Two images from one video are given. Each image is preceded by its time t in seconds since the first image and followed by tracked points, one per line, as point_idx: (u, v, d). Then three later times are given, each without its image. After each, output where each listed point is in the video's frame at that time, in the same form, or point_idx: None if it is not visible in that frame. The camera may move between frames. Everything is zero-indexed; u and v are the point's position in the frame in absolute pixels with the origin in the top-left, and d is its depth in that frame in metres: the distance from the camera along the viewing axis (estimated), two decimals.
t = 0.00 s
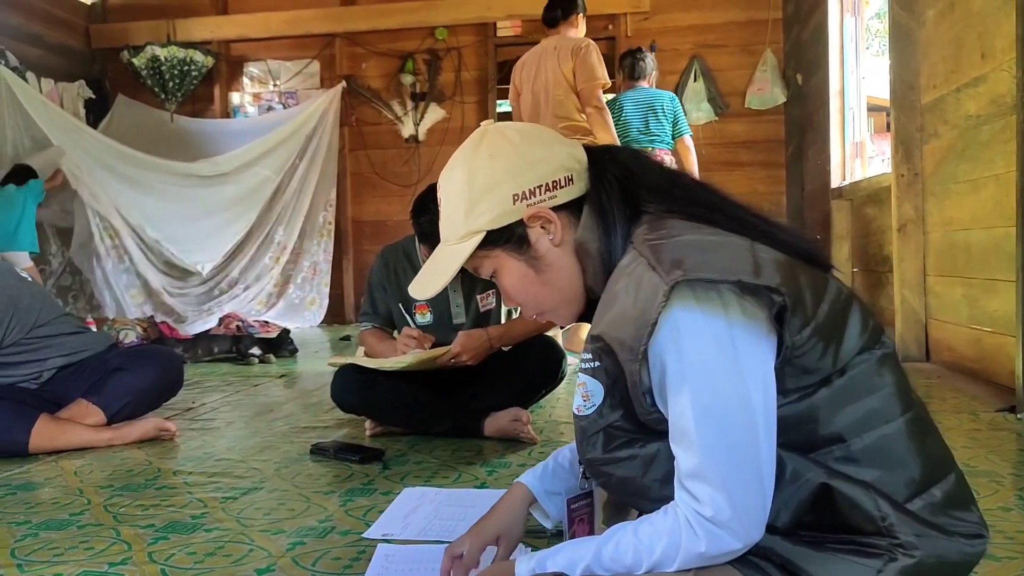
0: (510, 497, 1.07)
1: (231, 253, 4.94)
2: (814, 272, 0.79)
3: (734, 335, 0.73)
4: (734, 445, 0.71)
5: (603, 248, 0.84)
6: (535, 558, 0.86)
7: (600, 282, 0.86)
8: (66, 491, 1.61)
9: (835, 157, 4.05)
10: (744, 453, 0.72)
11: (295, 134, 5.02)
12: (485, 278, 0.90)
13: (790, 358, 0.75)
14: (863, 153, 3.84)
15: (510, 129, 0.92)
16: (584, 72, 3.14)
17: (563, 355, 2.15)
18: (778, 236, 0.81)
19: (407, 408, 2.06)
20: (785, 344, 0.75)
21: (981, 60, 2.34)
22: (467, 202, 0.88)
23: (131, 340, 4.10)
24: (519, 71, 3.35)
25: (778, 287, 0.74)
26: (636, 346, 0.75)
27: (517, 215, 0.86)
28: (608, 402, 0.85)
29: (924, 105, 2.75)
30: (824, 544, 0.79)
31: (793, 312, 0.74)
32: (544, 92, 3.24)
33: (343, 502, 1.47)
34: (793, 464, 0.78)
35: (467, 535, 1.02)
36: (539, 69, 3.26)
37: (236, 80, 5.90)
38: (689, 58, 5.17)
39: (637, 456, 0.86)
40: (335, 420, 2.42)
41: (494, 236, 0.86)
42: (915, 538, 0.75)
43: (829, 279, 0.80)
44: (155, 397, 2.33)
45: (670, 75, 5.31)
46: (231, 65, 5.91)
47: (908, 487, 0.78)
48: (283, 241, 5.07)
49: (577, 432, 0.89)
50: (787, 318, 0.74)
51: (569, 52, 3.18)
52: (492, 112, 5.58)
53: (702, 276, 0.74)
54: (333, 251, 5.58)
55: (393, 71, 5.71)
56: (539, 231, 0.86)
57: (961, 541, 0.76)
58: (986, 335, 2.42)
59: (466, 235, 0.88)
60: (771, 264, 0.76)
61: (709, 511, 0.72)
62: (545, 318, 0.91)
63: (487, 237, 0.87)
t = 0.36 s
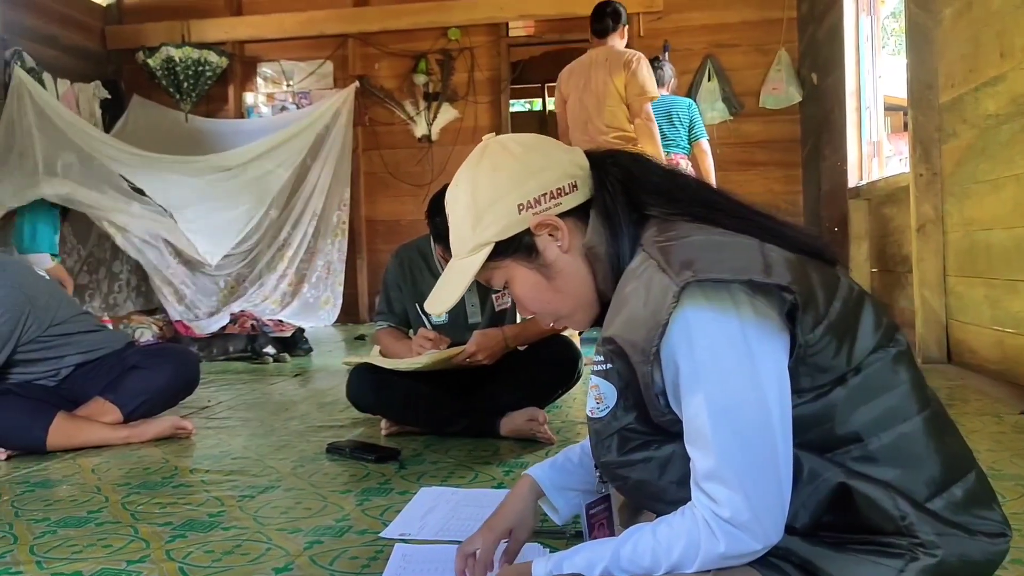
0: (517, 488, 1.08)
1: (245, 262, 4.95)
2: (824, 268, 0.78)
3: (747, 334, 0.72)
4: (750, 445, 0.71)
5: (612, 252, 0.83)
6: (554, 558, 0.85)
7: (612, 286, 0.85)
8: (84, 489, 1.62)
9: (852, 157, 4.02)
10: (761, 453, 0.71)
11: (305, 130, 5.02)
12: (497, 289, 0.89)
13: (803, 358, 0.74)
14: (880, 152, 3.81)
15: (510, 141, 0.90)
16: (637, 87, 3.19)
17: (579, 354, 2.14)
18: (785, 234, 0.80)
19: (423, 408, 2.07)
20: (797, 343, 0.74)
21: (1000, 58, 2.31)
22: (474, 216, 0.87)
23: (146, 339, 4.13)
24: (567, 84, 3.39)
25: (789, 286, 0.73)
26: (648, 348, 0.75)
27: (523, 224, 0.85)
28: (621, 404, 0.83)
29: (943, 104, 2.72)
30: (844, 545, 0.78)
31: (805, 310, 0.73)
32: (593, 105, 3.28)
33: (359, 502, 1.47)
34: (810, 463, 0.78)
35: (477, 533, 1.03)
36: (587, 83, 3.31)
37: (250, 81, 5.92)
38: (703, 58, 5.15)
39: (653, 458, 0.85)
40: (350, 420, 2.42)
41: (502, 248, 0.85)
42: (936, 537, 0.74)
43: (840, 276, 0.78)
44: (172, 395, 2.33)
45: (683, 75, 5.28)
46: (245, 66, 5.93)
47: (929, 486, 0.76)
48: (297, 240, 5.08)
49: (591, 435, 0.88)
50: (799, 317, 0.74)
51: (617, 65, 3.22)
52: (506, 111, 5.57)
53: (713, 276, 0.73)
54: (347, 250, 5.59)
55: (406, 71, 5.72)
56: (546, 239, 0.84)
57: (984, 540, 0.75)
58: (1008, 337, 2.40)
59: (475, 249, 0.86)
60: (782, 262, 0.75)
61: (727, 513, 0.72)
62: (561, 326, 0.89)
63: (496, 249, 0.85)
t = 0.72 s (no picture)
0: (544, 489, 1.08)
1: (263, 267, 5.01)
2: (864, 269, 0.78)
3: (783, 331, 0.72)
4: (775, 441, 0.71)
5: (648, 241, 0.84)
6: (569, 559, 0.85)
7: (647, 276, 0.86)
8: (102, 487, 1.64)
9: (868, 157, 4.00)
10: (785, 450, 0.71)
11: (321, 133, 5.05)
12: (532, 279, 0.90)
13: (838, 358, 0.74)
14: (897, 153, 3.78)
15: (544, 129, 0.91)
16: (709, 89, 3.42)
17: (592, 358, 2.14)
18: (823, 230, 0.79)
19: (436, 407, 2.07)
20: (834, 343, 0.74)
21: (1018, 58, 2.30)
22: (509, 204, 0.88)
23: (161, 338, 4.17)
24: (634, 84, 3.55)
25: (832, 283, 0.73)
26: (683, 340, 0.75)
27: (559, 214, 0.85)
28: (650, 394, 0.85)
29: (960, 103, 2.70)
30: (865, 550, 0.78)
31: (844, 309, 0.74)
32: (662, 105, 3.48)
33: (374, 501, 1.48)
34: (836, 467, 0.78)
35: (512, 533, 1.02)
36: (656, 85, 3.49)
37: (264, 82, 5.96)
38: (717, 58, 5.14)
39: (676, 451, 0.85)
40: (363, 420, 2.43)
41: (537, 237, 0.86)
42: (960, 547, 0.73)
43: (880, 278, 0.78)
44: (189, 394, 2.35)
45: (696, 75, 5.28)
46: (259, 67, 5.97)
47: (953, 494, 0.76)
48: (311, 241, 5.10)
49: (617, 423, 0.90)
50: (839, 316, 0.74)
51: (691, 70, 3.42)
52: (519, 112, 5.58)
53: (754, 270, 0.73)
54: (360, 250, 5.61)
55: (419, 71, 5.74)
56: (582, 228, 0.85)
57: (1008, 553, 0.74)
58: None
59: (510, 237, 0.87)
60: (824, 260, 0.75)
61: (746, 509, 0.72)
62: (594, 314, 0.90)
63: (531, 238, 0.86)
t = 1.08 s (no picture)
0: (577, 488, 1.10)
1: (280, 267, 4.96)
2: (917, 271, 0.78)
3: (828, 330, 0.72)
4: (802, 436, 0.72)
5: (697, 229, 0.85)
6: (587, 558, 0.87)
7: (692, 265, 0.87)
8: (120, 485, 1.66)
9: (883, 158, 3.98)
10: (812, 446, 0.72)
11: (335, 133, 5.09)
12: (574, 262, 0.92)
13: (883, 360, 0.75)
14: (912, 153, 3.76)
15: (596, 109, 0.92)
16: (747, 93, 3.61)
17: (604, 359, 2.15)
18: (877, 228, 0.80)
19: (450, 408, 2.08)
20: (879, 345, 0.75)
21: None
22: (556, 184, 0.89)
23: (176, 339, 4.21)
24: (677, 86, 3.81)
25: (885, 284, 0.74)
26: (726, 332, 0.75)
27: (607, 196, 0.87)
28: (684, 382, 0.85)
29: (977, 103, 2.69)
30: (888, 555, 0.78)
31: (895, 312, 0.74)
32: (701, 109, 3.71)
33: (388, 500, 1.50)
34: (867, 472, 0.78)
35: (540, 530, 1.04)
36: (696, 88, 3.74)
37: (278, 84, 6.01)
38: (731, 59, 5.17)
39: (704, 441, 0.86)
40: (377, 420, 2.45)
41: (583, 218, 0.88)
42: (987, 560, 0.73)
43: (932, 283, 0.79)
44: (205, 392, 2.38)
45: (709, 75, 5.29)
46: (273, 69, 6.02)
47: (982, 506, 0.77)
48: (324, 242, 5.13)
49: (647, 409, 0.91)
50: (888, 319, 0.74)
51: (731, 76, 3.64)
52: (532, 112, 5.58)
53: (808, 266, 0.73)
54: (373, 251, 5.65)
55: (432, 72, 5.76)
56: (629, 212, 0.87)
57: None
58: None
59: (556, 217, 0.89)
60: (878, 259, 0.75)
61: (767, 503, 0.73)
62: (634, 301, 0.92)
63: (577, 219, 0.88)
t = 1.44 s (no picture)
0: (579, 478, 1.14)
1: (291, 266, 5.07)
2: (963, 276, 0.79)
3: (868, 329, 0.72)
4: (829, 433, 0.72)
5: (739, 219, 0.85)
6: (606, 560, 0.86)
7: (732, 256, 0.87)
8: (136, 482, 1.68)
9: (895, 157, 3.96)
10: (838, 443, 0.72)
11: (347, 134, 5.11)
12: (610, 246, 0.92)
13: (920, 361, 0.75)
14: (925, 153, 3.72)
15: (643, 94, 0.92)
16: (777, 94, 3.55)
17: (615, 360, 2.15)
18: (921, 227, 0.80)
19: (464, 407, 2.09)
20: (919, 346, 0.75)
21: None
22: (597, 167, 0.90)
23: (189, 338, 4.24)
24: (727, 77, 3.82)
25: (931, 285, 0.73)
26: (764, 324, 0.75)
27: (649, 181, 0.87)
28: (715, 373, 0.84)
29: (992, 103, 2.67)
30: (910, 558, 0.78)
31: (937, 315, 0.74)
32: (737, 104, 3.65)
33: (401, 498, 1.51)
34: (894, 474, 0.78)
35: (544, 489, 1.16)
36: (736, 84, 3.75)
37: (290, 85, 6.04)
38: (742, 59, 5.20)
39: (729, 434, 0.87)
40: (389, 419, 2.47)
41: (624, 201, 0.88)
42: (1013, 569, 0.72)
43: (977, 290, 0.79)
44: (218, 392, 2.40)
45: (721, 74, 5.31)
46: (285, 70, 6.05)
47: (1009, 516, 0.77)
48: (335, 242, 5.14)
49: (675, 396, 0.91)
50: (930, 321, 0.74)
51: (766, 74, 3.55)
52: (542, 112, 5.59)
53: (855, 263, 0.73)
54: (384, 251, 5.67)
55: (443, 73, 5.77)
56: (670, 199, 0.87)
57: None
58: None
59: (597, 199, 0.89)
60: (925, 260, 0.75)
61: (788, 497, 0.73)
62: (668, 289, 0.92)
63: (617, 203, 0.88)
